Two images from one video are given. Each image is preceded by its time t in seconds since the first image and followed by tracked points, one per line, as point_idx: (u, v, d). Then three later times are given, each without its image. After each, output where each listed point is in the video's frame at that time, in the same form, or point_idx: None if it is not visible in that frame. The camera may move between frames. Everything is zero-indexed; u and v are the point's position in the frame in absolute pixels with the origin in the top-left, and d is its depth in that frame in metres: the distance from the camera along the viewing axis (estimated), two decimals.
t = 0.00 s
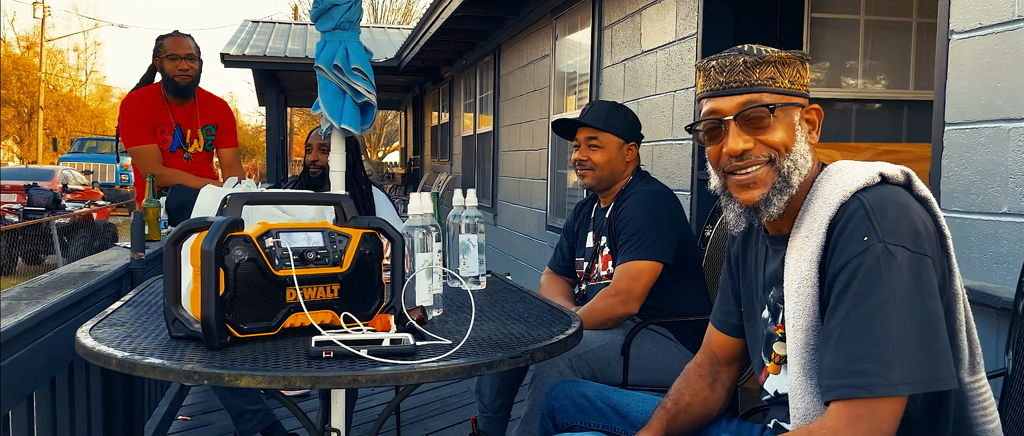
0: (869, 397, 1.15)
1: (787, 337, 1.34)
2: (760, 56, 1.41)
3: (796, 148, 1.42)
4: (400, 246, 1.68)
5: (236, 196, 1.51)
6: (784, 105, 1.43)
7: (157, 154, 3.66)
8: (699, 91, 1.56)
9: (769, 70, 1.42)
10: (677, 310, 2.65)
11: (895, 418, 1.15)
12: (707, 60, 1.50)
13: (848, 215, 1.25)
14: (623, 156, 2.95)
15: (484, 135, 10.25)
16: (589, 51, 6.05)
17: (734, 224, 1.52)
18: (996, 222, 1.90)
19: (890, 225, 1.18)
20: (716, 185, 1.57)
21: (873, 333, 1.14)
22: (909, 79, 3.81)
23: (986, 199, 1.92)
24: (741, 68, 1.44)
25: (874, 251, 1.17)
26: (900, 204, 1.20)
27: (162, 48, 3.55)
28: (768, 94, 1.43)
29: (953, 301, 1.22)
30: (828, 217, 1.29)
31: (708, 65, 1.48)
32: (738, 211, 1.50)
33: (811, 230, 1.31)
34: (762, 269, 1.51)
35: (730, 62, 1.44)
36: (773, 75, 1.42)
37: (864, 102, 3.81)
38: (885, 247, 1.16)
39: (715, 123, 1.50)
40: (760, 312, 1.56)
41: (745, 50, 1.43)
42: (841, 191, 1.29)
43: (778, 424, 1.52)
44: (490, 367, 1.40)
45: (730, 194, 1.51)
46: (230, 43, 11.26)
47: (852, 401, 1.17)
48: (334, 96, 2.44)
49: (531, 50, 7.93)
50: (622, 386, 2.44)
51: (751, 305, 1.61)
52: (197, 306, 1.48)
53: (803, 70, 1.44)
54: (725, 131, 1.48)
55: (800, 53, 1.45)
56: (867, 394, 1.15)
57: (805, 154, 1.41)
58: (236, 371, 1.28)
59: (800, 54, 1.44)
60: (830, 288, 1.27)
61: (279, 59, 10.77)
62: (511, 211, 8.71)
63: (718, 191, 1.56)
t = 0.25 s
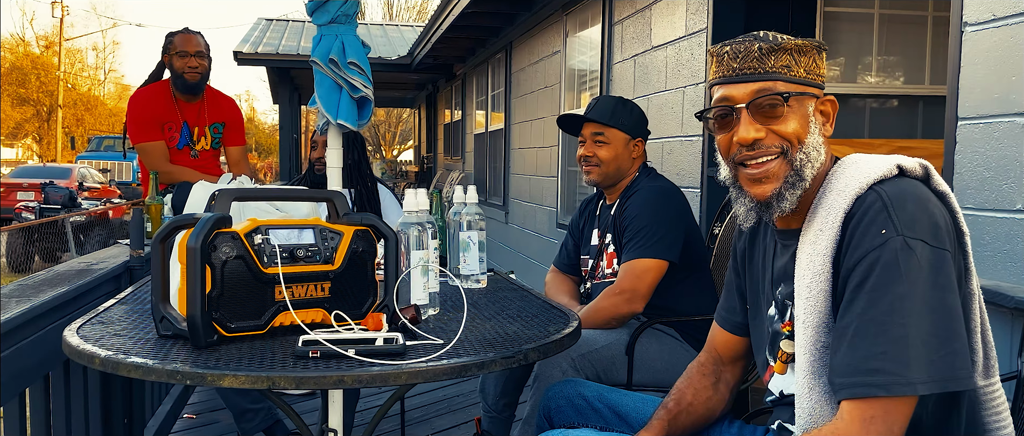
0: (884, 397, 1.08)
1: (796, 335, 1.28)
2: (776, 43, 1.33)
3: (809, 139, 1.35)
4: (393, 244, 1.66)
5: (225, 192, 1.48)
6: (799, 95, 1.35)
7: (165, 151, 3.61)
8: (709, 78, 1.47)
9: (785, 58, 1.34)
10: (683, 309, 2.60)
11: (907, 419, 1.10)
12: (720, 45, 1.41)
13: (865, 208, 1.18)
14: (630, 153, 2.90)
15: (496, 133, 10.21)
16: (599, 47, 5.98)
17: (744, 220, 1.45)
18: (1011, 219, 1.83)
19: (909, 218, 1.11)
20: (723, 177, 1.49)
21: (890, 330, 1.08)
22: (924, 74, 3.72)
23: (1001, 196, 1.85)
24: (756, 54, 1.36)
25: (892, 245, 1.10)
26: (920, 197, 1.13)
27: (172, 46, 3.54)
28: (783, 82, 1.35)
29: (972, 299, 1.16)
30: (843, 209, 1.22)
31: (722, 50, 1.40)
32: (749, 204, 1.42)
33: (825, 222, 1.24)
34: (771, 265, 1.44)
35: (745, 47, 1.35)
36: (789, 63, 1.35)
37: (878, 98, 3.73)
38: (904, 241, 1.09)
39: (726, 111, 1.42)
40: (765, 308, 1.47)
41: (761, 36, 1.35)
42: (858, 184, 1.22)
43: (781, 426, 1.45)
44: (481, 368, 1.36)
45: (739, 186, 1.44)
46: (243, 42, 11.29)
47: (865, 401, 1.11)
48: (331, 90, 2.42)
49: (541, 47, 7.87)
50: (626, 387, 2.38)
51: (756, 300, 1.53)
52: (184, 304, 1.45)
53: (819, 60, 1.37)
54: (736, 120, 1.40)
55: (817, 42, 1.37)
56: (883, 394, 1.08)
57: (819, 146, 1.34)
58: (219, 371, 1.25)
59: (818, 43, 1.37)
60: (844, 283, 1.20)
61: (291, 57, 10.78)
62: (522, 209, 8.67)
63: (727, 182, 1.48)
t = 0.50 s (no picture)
0: (881, 398, 1.07)
1: (795, 334, 1.26)
2: (778, 40, 1.31)
3: (811, 137, 1.34)
4: (392, 243, 1.66)
5: (220, 191, 1.48)
6: (801, 93, 1.34)
7: (169, 150, 3.61)
8: (711, 74, 1.46)
9: (787, 55, 1.33)
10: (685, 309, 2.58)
11: (903, 420, 1.08)
12: (722, 42, 1.39)
13: (866, 207, 1.17)
14: (630, 152, 2.87)
15: (501, 132, 10.21)
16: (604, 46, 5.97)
17: (744, 214, 1.43)
18: (1016, 219, 1.81)
19: (910, 217, 1.10)
20: (724, 174, 1.48)
21: (889, 330, 1.06)
22: (931, 72, 3.69)
23: (1005, 195, 1.83)
24: (757, 51, 1.34)
25: (892, 245, 1.08)
26: (922, 196, 1.12)
27: (177, 46, 3.55)
28: (785, 80, 1.33)
29: (973, 301, 1.14)
30: (843, 208, 1.20)
31: (724, 47, 1.38)
32: (747, 201, 1.40)
33: (825, 221, 1.23)
34: (772, 264, 1.42)
35: (748, 45, 1.33)
36: (791, 61, 1.33)
37: (883, 97, 3.70)
38: (904, 240, 1.08)
39: (728, 108, 1.41)
40: (767, 308, 1.45)
41: (764, 33, 1.33)
42: (859, 183, 1.21)
43: (779, 425, 1.42)
44: (475, 368, 1.35)
45: (739, 183, 1.42)
46: (250, 41, 11.32)
47: (861, 401, 1.09)
48: (329, 89, 2.43)
49: (547, 46, 7.86)
50: (627, 387, 2.37)
51: (757, 299, 1.50)
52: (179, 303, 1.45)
53: (821, 57, 1.35)
54: (737, 117, 1.39)
55: (819, 39, 1.35)
56: (879, 394, 1.07)
57: (821, 144, 1.33)
58: (211, 371, 1.24)
59: (820, 40, 1.35)
60: (843, 282, 1.19)
61: (297, 57, 10.81)
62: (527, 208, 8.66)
63: (728, 180, 1.47)
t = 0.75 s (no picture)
0: (876, 402, 1.06)
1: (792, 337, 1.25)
2: (772, 43, 1.31)
3: (808, 140, 1.33)
4: (390, 245, 1.65)
5: (218, 193, 1.48)
6: (797, 94, 1.33)
7: (174, 151, 3.62)
8: (708, 78, 1.46)
9: (782, 58, 1.32)
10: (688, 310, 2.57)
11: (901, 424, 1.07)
12: (718, 45, 1.39)
13: (863, 210, 1.16)
14: (629, 153, 2.85)
15: (508, 131, 10.20)
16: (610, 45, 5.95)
17: (740, 218, 1.41)
18: (1021, 220, 1.78)
19: (907, 221, 1.09)
20: (722, 179, 1.47)
21: (884, 335, 1.06)
22: (939, 71, 3.66)
23: (1010, 196, 1.81)
24: (752, 54, 1.34)
25: (888, 248, 1.08)
26: (919, 199, 1.11)
27: (184, 46, 3.55)
28: (781, 83, 1.32)
29: (971, 305, 1.13)
30: (841, 211, 1.19)
31: (719, 51, 1.38)
32: (745, 205, 1.39)
33: (823, 223, 1.22)
34: (773, 267, 1.40)
35: (742, 48, 1.34)
36: (786, 63, 1.33)
37: (891, 96, 3.67)
38: (901, 244, 1.07)
39: (723, 112, 1.41)
40: (767, 310, 1.43)
41: (758, 35, 1.33)
42: (857, 185, 1.20)
43: (778, 427, 1.40)
44: (471, 370, 1.34)
45: (737, 187, 1.41)
46: (258, 41, 11.36)
47: (857, 406, 1.08)
48: (329, 91, 2.43)
49: (554, 45, 7.84)
50: (629, 389, 2.35)
51: (758, 300, 1.49)
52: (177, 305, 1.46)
53: (818, 58, 1.35)
54: (734, 120, 1.39)
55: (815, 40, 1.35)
56: (873, 398, 1.06)
57: (819, 146, 1.32)
58: (207, 373, 1.24)
59: (816, 42, 1.34)
60: (840, 285, 1.18)
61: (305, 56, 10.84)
62: (534, 208, 8.65)
63: (725, 185, 1.45)
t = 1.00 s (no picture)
0: (876, 404, 1.07)
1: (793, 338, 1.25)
2: (771, 45, 1.30)
3: (807, 142, 1.32)
4: (393, 244, 1.66)
5: (221, 192, 1.48)
6: (796, 96, 1.32)
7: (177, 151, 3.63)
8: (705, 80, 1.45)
9: (780, 59, 1.32)
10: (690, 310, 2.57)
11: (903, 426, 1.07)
12: (715, 47, 1.38)
13: (863, 211, 1.16)
14: (639, 153, 2.83)
15: (511, 131, 10.20)
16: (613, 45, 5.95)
17: (743, 224, 1.41)
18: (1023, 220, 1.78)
19: (908, 222, 1.09)
20: (722, 181, 1.46)
21: (884, 337, 1.06)
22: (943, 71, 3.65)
23: (1012, 195, 1.81)
24: (751, 56, 1.33)
25: (888, 250, 1.08)
26: (920, 201, 1.11)
27: (185, 46, 3.58)
28: (779, 84, 1.32)
29: (972, 306, 1.13)
30: (841, 212, 1.19)
31: (717, 52, 1.37)
32: (746, 210, 1.38)
33: (823, 224, 1.22)
34: (772, 268, 1.39)
35: (740, 50, 1.33)
36: (784, 64, 1.32)
37: (894, 96, 3.66)
38: (901, 246, 1.07)
39: (722, 114, 1.40)
40: (767, 311, 1.43)
41: (756, 36, 1.32)
42: (857, 186, 1.20)
43: (779, 428, 1.39)
44: (474, 369, 1.34)
45: (737, 189, 1.40)
46: (262, 40, 11.38)
47: (857, 407, 1.08)
48: (332, 90, 2.43)
49: (557, 44, 7.85)
50: (632, 388, 2.35)
51: (758, 301, 1.48)
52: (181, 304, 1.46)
53: (816, 59, 1.34)
54: (732, 122, 1.38)
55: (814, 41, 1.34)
56: (873, 400, 1.07)
57: (818, 147, 1.31)
58: (210, 372, 1.25)
59: (813, 42, 1.34)
60: (840, 287, 1.18)
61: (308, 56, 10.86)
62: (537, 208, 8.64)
63: (725, 187, 1.45)
